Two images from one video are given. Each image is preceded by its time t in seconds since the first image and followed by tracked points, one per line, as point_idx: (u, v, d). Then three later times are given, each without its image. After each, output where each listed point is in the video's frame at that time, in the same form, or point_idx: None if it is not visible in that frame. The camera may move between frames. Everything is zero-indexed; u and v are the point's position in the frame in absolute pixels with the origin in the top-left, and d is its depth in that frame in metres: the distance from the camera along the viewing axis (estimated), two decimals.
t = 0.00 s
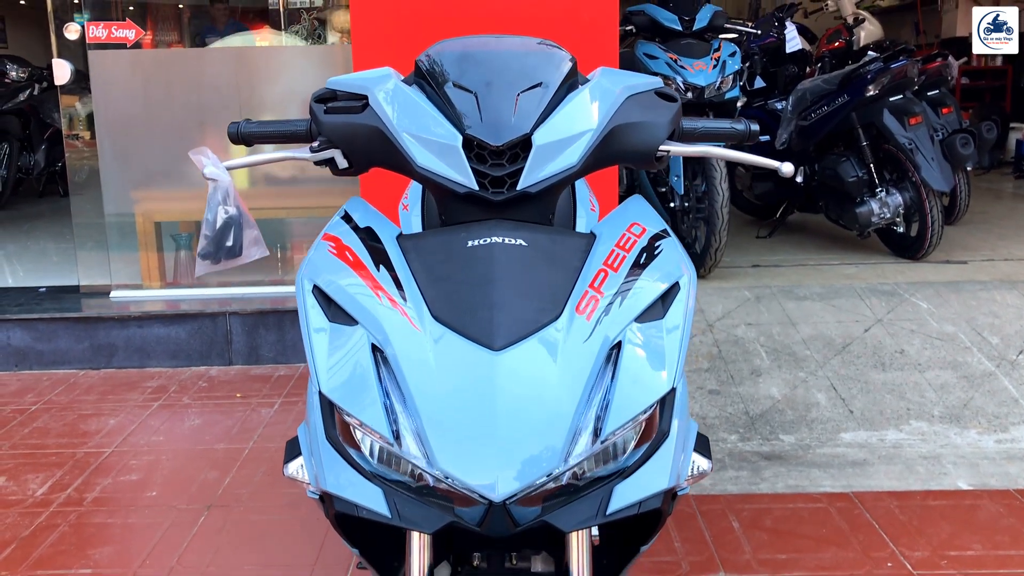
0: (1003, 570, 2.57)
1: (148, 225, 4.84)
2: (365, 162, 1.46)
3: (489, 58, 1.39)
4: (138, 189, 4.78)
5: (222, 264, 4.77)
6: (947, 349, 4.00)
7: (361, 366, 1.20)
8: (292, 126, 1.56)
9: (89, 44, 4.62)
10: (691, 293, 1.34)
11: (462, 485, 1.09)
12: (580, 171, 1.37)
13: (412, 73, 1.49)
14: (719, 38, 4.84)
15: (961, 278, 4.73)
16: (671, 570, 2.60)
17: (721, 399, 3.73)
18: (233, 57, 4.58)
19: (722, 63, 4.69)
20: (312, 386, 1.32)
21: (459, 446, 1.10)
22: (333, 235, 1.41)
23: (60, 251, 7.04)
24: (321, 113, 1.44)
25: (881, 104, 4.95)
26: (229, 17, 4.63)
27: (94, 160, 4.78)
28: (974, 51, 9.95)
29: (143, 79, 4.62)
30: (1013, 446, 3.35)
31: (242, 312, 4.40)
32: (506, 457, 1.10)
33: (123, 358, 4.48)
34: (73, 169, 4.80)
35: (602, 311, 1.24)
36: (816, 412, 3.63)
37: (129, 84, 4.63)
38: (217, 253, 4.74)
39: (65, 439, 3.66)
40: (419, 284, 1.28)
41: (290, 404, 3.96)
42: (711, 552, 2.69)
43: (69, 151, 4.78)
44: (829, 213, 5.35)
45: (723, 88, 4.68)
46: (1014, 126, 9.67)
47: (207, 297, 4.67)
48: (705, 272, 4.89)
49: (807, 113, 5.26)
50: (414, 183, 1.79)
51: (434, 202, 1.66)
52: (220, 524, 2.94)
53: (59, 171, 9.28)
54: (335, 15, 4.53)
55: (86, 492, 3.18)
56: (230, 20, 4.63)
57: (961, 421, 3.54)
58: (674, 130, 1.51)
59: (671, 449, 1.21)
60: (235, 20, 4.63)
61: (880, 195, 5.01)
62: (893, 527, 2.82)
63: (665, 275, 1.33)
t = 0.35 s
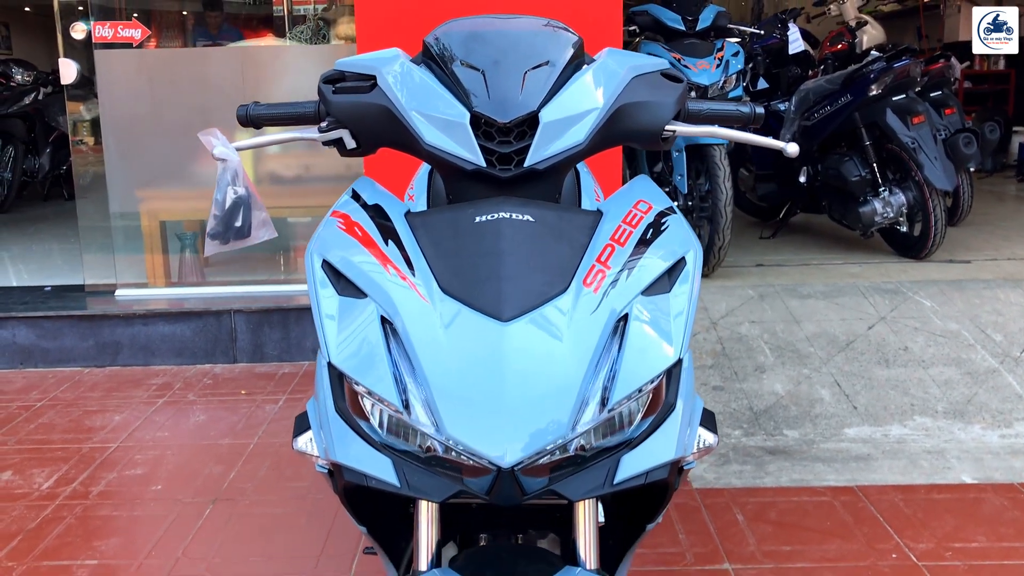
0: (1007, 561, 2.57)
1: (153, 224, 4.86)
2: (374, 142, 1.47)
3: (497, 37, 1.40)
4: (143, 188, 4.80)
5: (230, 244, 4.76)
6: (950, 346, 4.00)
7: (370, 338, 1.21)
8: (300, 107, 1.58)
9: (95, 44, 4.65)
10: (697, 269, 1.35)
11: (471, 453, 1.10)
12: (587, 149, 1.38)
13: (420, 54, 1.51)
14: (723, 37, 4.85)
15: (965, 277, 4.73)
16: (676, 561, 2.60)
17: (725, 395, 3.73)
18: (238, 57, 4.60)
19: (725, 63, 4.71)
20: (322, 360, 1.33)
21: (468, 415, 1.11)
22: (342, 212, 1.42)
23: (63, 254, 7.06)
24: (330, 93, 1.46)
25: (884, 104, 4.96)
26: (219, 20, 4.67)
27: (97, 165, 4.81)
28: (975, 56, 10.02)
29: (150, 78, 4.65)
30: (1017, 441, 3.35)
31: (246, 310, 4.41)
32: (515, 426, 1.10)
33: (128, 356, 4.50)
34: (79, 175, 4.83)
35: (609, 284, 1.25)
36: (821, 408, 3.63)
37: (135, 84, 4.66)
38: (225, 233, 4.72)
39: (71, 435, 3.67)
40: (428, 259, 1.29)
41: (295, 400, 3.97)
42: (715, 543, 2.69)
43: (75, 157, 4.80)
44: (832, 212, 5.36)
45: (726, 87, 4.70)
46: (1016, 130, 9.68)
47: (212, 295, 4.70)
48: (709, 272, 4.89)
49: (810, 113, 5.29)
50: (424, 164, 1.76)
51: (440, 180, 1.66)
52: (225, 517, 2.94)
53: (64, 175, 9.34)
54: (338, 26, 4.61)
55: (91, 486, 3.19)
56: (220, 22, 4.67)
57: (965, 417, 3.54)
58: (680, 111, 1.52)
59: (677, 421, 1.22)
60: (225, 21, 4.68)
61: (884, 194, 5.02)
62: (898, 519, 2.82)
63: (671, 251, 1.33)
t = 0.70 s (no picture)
0: (1012, 550, 2.57)
1: (157, 220, 4.87)
2: (380, 122, 1.48)
3: (503, 17, 1.41)
4: (147, 184, 4.81)
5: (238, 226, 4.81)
6: (954, 340, 4.00)
7: (378, 313, 1.22)
8: (307, 88, 1.59)
9: (99, 40, 4.66)
10: (703, 246, 1.35)
11: (478, 424, 1.11)
12: (592, 128, 1.39)
13: (426, 35, 1.52)
14: (725, 34, 4.87)
15: (968, 272, 4.73)
16: (680, 550, 2.60)
17: (728, 389, 3.74)
18: (243, 52, 4.62)
19: (728, 58, 4.73)
20: (330, 336, 1.34)
21: (475, 387, 1.12)
22: (350, 190, 1.43)
23: (66, 252, 7.07)
24: (337, 73, 1.46)
25: (887, 99, 4.96)
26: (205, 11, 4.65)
27: (100, 165, 4.82)
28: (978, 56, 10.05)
29: (154, 74, 4.66)
30: (1021, 434, 3.35)
31: (250, 305, 4.43)
32: (521, 397, 1.11)
33: (132, 351, 4.50)
34: (82, 175, 4.83)
35: (615, 260, 1.26)
36: (824, 401, 3.63)
37: (139, 79, 4.67)
38: (233, 215, 4.78)
39: (75, 428, 3.67)
40: (435, 236, 1.30)
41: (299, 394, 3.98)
42: (719, 533, 2.69)
43: (79, 157, 4.81)
44: (835, 209, 5.36)
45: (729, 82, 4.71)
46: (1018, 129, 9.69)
47: (216, 291, 4.72)
48: (712, 268, 4.90)
49: (814, 109, 5.31)
50: (434, 145, 1.79)
51: (447, 163, 1.67)
52: (230, 507, 2.95)
53: (67, 174, 9.36)
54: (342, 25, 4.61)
55: (96, 477, 3.20)
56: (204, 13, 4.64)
57: (968, 410, 3.54)
58: (685, 91, 1.52)
59: (683, 395, 1.22)
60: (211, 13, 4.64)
61: (887, 190, 5.02)
62: (902, 510, 2.82)
63: (676, 228, 1.34)
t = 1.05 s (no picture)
0: (1011, 542, 2.58)
1: (159, 216, 4.88)
2: (381, 110, 1.49)
3: (503, 4, 1.41)
4: (149, 180, 4.81)
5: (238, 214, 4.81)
6: (955, 334, 4.00)
7: (378, 297, 1.23)
8: (307, 77, 1.60)
9: (101, 36, 4.67)
10: (702, 231, 1.35)
11: (478, 406, 1.12)
12: (591, 115, 1.39)
13: (426, 23, 1.52)
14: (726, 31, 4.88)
15: (969, 268, 4.73)
16: (680, 542, 2.61)
17: (729, 383, 3.74)
18: (245, 49, 4.62)
19: (729, 55, 4.73)
20: (330, 322, 1.35)
21: (475, 370, 1.13)
22: (351, 176, 1.43)
23: (68, 250, 7.08)
24: (337, 61, 1.47)
25: (887, 95, 4.97)
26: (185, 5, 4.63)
27: (102, 165, 4.83)
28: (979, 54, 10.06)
29: (155, 70, 4.66)
30: (1021, 428, 3.35)
31: (252, 301, 4.43)
32: (521, 380, 1.12)
33: (133, 347, 4.51)
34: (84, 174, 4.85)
35: (614, 244, 1.26)
36: (825, 395, 3.63)
37: (141, 76, 4.68)
38: (233, 202, 4.77)
39: (77, 422, 3.68)
40: (434, 221, 1.30)
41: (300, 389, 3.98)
42: (719, 526, 2.70)
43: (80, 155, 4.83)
44: (836, 205, 5.36)
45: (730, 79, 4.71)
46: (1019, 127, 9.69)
47: (217, 287, 4.72)
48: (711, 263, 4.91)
49: (814, 105, 5.32)
50: (436, 136, 1.78)
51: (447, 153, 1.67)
52: (231, 500, 2.96)
53: (68, 172, 9.38)
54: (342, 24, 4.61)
55: (98, 471, 3.20)
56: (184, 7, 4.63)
57: (969, 404, 3.54)
58: (684, 80, 1.53)
59: (682, 378, 1.23)
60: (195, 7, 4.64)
61: (887, 185, 5.03)
62: (902, 502, 2.82)
63: (675, 213, 1.34)
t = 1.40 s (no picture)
0: (1012, 547, 2.58)
1: (160, 217, 4.88)
2: (381, 120, 1.48)
3: (505, 14, 1.41)
4: (150, 182, 4.82)
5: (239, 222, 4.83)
6: (956, 337, 4.00)
7: (380, 309, 1.22)
8: (309, 86, 1.60)
9: (102, 38, 4.68)
10: (702, 242, 1.35)
11: (479, 420, 1.12)
12: (593, 125, 1.39)
13: (427, 32, 1.52)
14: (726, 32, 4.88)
15: (970, 269, 4.73)
16: (681, 547, 2.61)
17: (730, 386, 3.74)
18: (246, 50, 4.62)
19: (729, 56, 4.73)
20: (331, 333, 1.35)
21: (476, 383, 1.13)
22: (352, 187, 1.43)
23: (70, 250, 7.08)
24: (338, 70, 1.47)
25: (889, 96, 4.96)
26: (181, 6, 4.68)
27: (104, 163, 4.83)
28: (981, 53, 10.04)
29: (156, 71, 4.66)
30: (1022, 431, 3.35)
31: (253, 303, 4.43)
32: (522, 393, 1.12)
33: (135, 348, 4.52)
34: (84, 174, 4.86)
35: (615, 256, 1.26)
36: (826, 398, 3.63)
37: (142, 77, 4.68)
38: (234, 211, 4.80)
39: (79, 425, 3.68)
40: (436, 233, 1.30)
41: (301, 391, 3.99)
42: (720, 530, 2.70)
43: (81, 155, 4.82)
44: (837, 206, 5.34)
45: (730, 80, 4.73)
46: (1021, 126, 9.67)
47: (218, 289, 4.72)
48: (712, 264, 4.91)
49: (816, 106, 5.30)
50: (435, 144, 1.78)
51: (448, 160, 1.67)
52: (233, 504, 2.96)
53: (69, 172, 9.39)
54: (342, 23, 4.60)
55: (99, 475, 3.20)
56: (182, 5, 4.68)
57: (970, 407, 3.54)
58: (685, 89, 1.53)
59: (683, 390, 1.23)
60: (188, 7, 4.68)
61: (888, 187, 5.02)
62: (903, 506, 2.82)
63: (675, 225, 1.34)
